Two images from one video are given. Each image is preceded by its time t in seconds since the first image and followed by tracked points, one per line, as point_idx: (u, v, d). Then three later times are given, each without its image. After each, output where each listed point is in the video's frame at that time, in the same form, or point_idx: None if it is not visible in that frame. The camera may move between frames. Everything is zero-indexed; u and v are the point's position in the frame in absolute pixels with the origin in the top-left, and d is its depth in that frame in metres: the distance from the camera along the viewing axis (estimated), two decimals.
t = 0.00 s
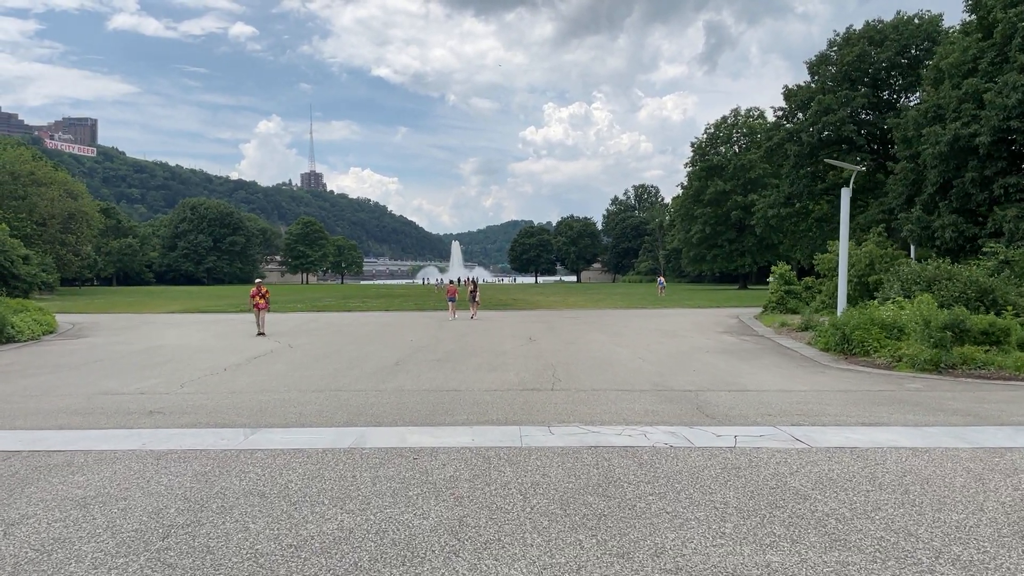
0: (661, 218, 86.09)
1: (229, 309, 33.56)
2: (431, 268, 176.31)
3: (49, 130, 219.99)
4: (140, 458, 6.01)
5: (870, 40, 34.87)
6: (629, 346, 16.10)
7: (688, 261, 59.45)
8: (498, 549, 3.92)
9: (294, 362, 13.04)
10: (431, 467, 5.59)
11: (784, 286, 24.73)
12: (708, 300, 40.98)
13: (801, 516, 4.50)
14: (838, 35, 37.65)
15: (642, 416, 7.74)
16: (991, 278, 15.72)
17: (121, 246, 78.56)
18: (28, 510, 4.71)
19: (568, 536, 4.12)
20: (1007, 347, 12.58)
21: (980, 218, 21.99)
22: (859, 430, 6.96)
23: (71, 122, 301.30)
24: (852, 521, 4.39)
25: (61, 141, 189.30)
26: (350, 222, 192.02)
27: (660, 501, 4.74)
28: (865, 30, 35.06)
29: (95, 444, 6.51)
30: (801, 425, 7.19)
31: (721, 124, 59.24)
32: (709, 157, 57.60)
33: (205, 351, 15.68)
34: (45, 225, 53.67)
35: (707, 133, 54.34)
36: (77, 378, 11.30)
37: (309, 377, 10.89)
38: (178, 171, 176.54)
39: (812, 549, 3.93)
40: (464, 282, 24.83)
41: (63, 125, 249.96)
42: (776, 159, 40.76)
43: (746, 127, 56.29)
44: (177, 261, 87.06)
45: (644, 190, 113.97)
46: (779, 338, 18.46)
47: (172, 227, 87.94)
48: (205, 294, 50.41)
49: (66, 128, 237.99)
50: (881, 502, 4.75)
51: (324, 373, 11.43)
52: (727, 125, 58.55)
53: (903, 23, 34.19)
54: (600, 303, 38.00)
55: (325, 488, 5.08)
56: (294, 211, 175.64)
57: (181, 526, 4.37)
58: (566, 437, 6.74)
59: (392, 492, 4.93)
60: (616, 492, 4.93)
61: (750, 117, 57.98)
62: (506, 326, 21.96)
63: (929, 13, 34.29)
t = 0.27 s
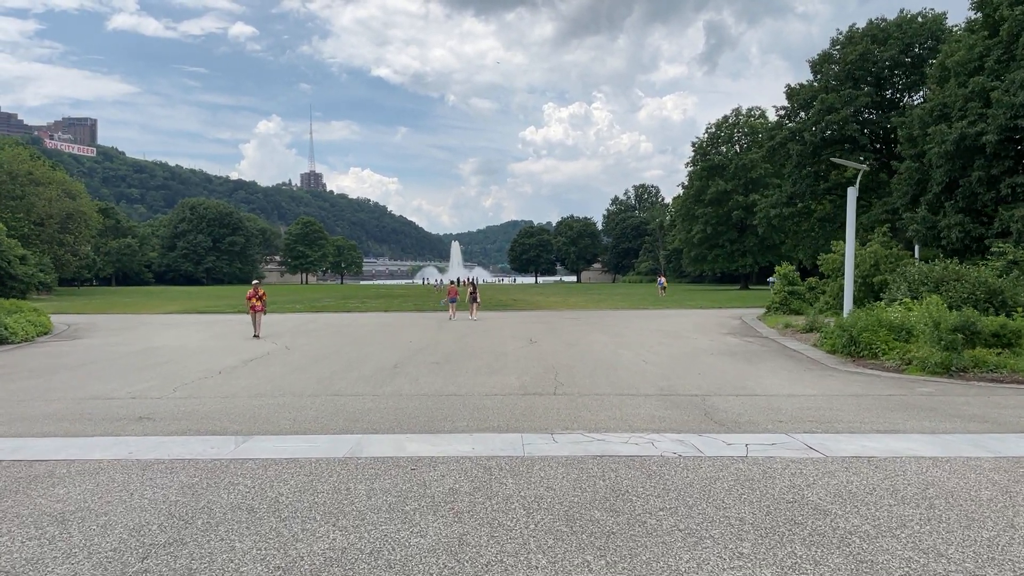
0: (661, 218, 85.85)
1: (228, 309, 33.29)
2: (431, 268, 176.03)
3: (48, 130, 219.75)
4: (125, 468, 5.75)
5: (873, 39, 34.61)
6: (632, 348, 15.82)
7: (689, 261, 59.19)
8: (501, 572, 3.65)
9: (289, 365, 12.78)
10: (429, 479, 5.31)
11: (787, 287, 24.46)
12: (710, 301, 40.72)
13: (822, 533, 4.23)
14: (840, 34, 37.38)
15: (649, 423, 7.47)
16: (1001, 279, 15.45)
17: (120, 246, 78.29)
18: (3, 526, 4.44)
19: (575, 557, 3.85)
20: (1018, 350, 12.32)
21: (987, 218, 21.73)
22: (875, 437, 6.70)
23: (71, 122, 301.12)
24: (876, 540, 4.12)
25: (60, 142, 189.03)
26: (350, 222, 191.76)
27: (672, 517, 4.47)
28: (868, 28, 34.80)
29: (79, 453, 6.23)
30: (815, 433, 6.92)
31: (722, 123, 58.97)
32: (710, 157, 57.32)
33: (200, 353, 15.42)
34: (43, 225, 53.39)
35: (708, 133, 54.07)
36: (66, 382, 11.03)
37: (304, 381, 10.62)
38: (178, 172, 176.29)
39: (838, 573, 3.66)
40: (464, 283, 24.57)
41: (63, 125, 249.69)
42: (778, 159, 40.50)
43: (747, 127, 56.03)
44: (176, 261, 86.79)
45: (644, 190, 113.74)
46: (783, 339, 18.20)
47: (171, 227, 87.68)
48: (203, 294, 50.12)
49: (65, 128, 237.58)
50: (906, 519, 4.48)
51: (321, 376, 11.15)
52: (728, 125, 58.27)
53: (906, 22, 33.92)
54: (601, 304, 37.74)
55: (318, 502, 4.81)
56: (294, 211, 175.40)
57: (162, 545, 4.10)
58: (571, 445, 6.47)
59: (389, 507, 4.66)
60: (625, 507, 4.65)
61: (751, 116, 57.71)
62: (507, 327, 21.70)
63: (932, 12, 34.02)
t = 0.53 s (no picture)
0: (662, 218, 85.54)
1: (227, 309, 33.02)
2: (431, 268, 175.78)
3: (49, 130, 219.54)
4: (108, 472, 5.48)
5: (877, 37, 34.36)
6: (635, 348, 15.55)
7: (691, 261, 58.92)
8: None
9: (285, 365, 12.51)
10: (426, 484, 5.04)
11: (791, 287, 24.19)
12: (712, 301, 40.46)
13: (845, 544, 3.95)
14: (843, 32, 37.11)
15: (655, 425, 7.20)
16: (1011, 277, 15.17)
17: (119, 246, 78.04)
18: None
19: (584, 571, 3.57)
20: None
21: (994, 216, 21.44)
22: (891, 440, 6.43)
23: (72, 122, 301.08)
24: (904, 551, 3.84)
25: (61, 142, 188.90)
26: (351, 222, 191.53)
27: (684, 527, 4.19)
28: (872, 26, 34.54)
29: (61, 456, 5.95)
30: (829, 435, 6.66)
31: (724, 123, 58.67)
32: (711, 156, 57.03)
33: (195, 353, 15.16)
34: (41, 224, 53.11)
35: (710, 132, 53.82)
36: (56, 382, 10.76)
37: (300, 381, 10.35)
38: (178, 172, 176.06)
39: None
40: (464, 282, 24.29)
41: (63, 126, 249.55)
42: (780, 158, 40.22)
43: (749, 126, 55.76)
44: (176, 261, 86.52)
45: (644, 190, 113.46)
46: (788, 339, 17.93)
47: (171, 228, 87.42)
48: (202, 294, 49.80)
49: (65, 129, 237.23)
50: (934, 528, 4.20)
51: (317, 376, 10.89)
52: (729, 124, 57.98)
53: (910, 19, 33.65)
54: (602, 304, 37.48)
55: (309, 510, 4.54)
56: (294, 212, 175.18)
57: (139, 557, 3.82)
58: (575, 448, 6.20)
59: (384, 516, 4.38)
60: (634, 516, 4.37)
61: (752, 116, 57.43)
62: (508, 327, 21.45)
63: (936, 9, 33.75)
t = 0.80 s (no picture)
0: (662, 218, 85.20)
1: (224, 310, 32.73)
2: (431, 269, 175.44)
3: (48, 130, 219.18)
4: (86, 487, 5.18)
5: (880, 36, 34.09)
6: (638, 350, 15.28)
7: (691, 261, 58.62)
8: None
9: (280, 369, 12.21)
10: (422, 501, 4.75)
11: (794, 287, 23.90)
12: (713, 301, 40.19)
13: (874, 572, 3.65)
14: (846, 31, 36.82)
15: (663, 434, 6.91)
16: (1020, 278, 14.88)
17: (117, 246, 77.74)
18: None
19: None
20: None
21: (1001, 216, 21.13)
22: (911, 451, 6.14)
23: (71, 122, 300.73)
24: None
25: (60, 142, 188.64)
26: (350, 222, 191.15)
27: (700, 551, 3.89)
28: (875, 25, 34.27)
29: (38, 469, 5.66)
30: (845, 446, 6.36)
31: (725, 122, 58.37)
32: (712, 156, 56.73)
33: (189, 355, 14.87)
34: (39, 224, 52.79)
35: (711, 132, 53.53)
36: (43, 387, 10.47)
37: (294, 386, 10.06)
38: (177, 172, 175.72)
39: None
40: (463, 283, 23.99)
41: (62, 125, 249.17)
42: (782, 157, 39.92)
43: (750, 126, 55.46)
44: (174, 261, 86.20)
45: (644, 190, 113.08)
46: (793, 341, 17.65)
47: (170, 228, 87.10)
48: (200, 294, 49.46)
49: (65, 128, 236.84)
50: (967, 552, 3.90)
51: (312, 381, 10.59)
52: (730, 124, 57.67)
53: (913, 18, 33.38)
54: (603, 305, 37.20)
55: (297, 531, 4.24)
56: (293, 211, 174.84)
57: None
58: (579, 460, 5.89)
59: (377, 538, 4.09)
60: (646, 538, 4.07)
61: (753, 115, 57.14)
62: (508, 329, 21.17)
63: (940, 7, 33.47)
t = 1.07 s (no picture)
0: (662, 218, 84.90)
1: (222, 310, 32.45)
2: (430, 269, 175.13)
3: (47, 130, 218.97)
4: (64, 495, 4.90)
5: (882, 34, 33.86)
6: (640, 350, 15.01)
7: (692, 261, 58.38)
8: None
9: (274, 369, 11.93)
10: (420, 510, 4.47)
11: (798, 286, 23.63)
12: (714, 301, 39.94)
13: None
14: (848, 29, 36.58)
15: (670, 437, 6.64)
16: None
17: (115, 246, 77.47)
18: None
19: None
20: None
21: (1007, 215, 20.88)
22: (931, 455, 5.87)
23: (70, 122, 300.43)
24: None
25: (59, 142, 188.26)
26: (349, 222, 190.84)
27: (718, 565, 3.62)
28: (877, 23, 34.03)
29: (17, 475, 5.38)
30: (861, 450, 6.09)
31: (725, 122, 58.10)
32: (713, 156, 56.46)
33: (183, 355, 14.60)
34: (36, 224, 52.47)
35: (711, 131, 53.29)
36: (30, 388, 10.19)
37: (289, 387, 9.78)
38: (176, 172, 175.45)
39: None
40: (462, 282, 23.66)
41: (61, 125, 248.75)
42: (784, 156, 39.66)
43: (751, 125, 55.22)
44: (173, 261, 85.92)
45: (644, 190, 112.84)
46: (798, 341, 17.38)
47: (168, 227, 86.80)
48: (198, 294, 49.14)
49: (63, 128, 236.55)
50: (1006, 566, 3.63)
51: (308, 381, 10.31)
52: (731, 124, 57.39)
53: (916, 16, 33.14)
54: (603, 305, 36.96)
55: (286, 542, 3.96)
56: (293, 212, 174.55)
57: None
58: (585, 464, 5.62)
59: (371, 551, 3.80)
60: (660, 551, 3.79)
61: (754, 115, 56.87)
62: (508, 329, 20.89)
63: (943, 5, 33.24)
